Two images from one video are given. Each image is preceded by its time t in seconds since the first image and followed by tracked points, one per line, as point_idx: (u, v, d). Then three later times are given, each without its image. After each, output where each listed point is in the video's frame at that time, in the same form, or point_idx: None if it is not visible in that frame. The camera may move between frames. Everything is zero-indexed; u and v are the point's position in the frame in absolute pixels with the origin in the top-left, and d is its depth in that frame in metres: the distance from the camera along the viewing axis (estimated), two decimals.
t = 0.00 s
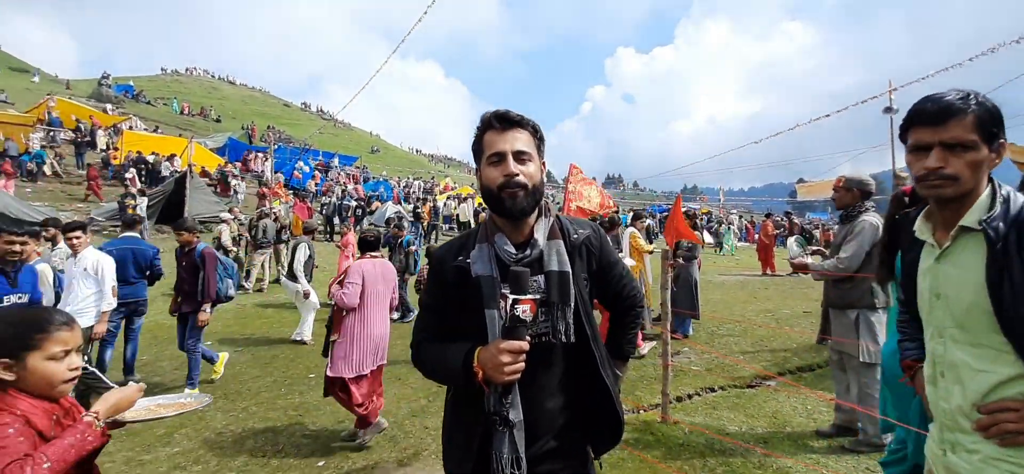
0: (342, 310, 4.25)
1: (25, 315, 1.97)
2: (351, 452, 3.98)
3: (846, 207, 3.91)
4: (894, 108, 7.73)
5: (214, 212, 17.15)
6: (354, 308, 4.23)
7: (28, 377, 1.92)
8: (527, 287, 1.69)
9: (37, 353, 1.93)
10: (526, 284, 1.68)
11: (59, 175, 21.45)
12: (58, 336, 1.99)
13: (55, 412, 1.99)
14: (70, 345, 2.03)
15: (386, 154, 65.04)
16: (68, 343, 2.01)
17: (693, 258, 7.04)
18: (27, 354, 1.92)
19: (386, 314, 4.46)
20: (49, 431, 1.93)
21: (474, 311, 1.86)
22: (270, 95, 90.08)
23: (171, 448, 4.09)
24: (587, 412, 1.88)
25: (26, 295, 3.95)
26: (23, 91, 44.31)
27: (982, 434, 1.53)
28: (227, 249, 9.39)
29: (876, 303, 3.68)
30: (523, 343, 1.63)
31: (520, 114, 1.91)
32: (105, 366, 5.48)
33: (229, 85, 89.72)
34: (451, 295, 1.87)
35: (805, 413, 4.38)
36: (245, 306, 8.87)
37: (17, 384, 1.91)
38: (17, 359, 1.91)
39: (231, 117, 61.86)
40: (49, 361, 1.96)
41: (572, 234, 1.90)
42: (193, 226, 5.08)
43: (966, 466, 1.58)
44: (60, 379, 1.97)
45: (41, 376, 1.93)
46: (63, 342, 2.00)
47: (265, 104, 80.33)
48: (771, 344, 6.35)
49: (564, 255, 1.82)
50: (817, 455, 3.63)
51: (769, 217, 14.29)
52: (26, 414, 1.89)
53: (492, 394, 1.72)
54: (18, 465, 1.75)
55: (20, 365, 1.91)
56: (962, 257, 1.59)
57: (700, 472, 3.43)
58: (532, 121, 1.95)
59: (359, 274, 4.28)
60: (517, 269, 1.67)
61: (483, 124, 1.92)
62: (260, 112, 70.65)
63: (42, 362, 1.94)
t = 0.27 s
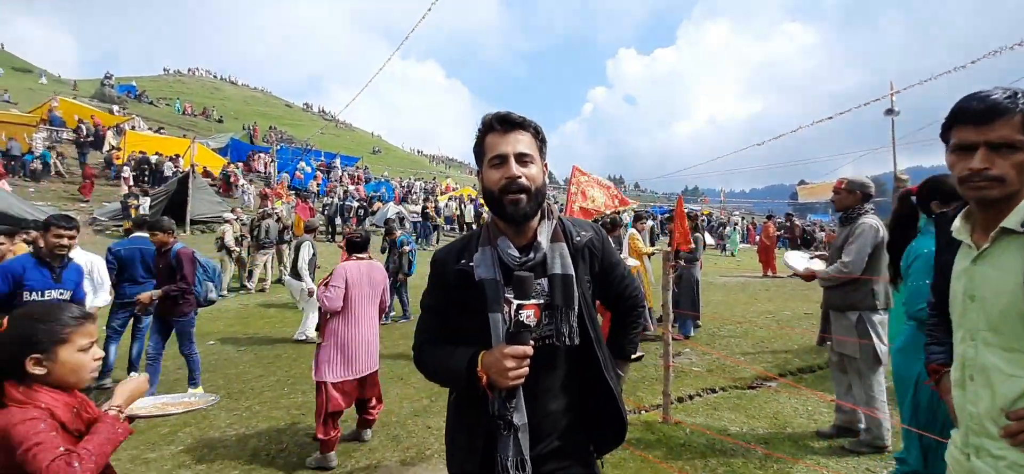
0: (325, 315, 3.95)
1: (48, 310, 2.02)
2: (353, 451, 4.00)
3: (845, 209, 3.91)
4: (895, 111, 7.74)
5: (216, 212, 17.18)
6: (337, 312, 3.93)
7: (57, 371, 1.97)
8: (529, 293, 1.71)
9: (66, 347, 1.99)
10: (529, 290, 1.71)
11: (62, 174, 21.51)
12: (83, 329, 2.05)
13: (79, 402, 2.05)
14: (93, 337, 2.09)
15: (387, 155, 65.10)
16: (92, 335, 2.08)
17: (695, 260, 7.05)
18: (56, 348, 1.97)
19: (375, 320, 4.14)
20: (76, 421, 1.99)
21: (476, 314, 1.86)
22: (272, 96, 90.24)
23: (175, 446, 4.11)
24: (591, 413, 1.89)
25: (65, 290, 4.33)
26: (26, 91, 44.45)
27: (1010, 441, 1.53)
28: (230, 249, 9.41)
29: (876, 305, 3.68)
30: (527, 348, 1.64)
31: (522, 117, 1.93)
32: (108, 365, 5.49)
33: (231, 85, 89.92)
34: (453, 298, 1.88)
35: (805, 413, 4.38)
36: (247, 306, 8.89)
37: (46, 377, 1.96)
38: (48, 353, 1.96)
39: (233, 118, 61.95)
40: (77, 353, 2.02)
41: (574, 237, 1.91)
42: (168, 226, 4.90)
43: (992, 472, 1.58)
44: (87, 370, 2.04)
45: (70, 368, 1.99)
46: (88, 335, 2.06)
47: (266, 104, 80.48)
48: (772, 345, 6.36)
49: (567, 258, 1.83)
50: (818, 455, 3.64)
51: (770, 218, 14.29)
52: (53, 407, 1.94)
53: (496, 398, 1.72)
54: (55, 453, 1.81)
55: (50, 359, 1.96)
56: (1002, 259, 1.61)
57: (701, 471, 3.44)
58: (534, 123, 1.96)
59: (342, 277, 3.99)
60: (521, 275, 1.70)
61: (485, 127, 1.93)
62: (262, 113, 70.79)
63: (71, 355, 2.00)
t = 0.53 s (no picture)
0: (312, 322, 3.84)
1: (72, 308, 2.06)
2: (355, 452, 4.00)
3: (846, 211, 3.91)
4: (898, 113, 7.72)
5: (217, 213, 17.21)
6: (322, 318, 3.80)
7: (87, 368, 2.03)
8: (537, 297, 1.70)
9: (95, 344, 2.06)
10: (537, 295, 1.70)
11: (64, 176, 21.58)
12: (108, 326, 2.12)
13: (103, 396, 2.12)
14: (116, 333, 2.16)
15: (388, 157, 65.16)
16: (116, 332, 2.15)
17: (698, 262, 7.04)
18: (85, 346, 2.03)
19: (364, 325, 4.01)
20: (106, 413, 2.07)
21: (482, 319, 1.86)
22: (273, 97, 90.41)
23: (179, 447, 4.12)
24: (596, 421, 1.89)
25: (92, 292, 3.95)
26: (28, 92, 44.59)
27: None
28: (232, 250, 9.42)
29: (876, 308, 3.67)
30: (533, 354, 1.62)
31: (533, 121, 1.92)
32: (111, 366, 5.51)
33: (233, 87, 90.20)
34: (459, 301, 1.88)
35: (806, 416, 4.38)
36: (248, 307, 8.90)
37: (77, 373, 2.02)
38: (77, 351, 2.02)
39: (234, 119, 62.05)
40: (105, 347, 2.09)
41: (583, 243, 1.90)
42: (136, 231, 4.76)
43: None
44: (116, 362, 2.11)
45: (100, 363, 2.06)
46: (112, 331, 2.13)
47: (268, 106, 80.61)
48: (773, 347, 6.34)
49: (575, 265, 1.82)
50: (818, 457, 3.64)
51: (771, 220, 14.29)
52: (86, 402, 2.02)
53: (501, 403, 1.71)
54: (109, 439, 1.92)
55: (80, 357, 2.02)
56: None
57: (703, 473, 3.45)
58: (546, 127, 1.95)
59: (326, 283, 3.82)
60: (528, 280, 1.68)
61: (497, 129, 1.92)
62: (263, 114, 70.92)
63: (100, 351, 2.07)
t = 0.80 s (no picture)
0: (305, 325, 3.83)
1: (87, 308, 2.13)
2: (355, 454, 4.01)
3: (847, 215, 3.93)
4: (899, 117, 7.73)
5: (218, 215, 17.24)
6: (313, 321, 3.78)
7: (109, 363, 2.11)
8: (547, 300, 1.66)
9: (116, 339, 2.14)
10: (547, 297, 1.66)
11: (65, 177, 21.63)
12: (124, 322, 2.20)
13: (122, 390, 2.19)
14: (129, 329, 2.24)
15: (389, 159, 65.21)
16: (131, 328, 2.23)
17: (700, 265, 7.04)
18: (106, 342, 2.10)
19: (358, 328, 4.01)
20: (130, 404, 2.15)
21: (491, 320, 1.84)
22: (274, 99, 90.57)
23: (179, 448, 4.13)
24: (606, 429, 1.86)
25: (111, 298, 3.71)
26: (30, 93, 44.69)
27: None
28: (233, 252, 9.44)
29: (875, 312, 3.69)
30: (540, 358, 1.62)
31: (553, 120, 1.89)
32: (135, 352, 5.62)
33: (234, 88, 90.41)
34: (468, 302, 1.86)
35: (805, 419, 4.37)
36: (248, 309, 8.91)
37: (101, 368, 2.09)
38: (101, 347, 2.09)
39: (235, 121, 62.16)
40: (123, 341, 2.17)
41: (597, 247, 1.88)
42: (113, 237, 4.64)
43: None
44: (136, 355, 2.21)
45: (120, 357, 2.14)
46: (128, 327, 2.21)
47: (269, 107, 80.73)
48: (772, 351, 6.35)
49: (587, 269, 1.80)
50: (817, 460, 3.64)
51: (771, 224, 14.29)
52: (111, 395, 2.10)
53: (506, 407, 1.70)
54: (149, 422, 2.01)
55: (103, 353, 2.09)
56: None
57: None
58: (565, 128, 1.92)
59: (309, 298, 3.75)
60: (539, 281, 1.65)
61: (516, 127, 1.90)
62: (264, 116, 71.02)
63: (120, 346, 2.15)
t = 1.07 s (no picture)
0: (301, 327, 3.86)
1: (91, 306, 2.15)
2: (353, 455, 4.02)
3: (844, 220, 3.94)
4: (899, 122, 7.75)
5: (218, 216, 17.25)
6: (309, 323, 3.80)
7: (115, 358, 2.13)
8: (554, 301, 1.71)
9: (122, 335, 2.16)
10: (555, 298, 1.70)
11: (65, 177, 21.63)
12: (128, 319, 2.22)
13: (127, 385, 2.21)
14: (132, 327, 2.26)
15: (388, 161, 65.26)
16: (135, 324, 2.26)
17: (700, 269, 7.03)
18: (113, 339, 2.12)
19: (358, 330, 4.02)
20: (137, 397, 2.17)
21: (498, 321, 1.81)
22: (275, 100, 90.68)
23: (177, 448, 4.13)
24: (613, 434, 1.84)
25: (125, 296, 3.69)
26: (31, 93, 44.72)
27: None
28: (232, 253, 9.44)
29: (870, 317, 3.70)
30: (548, 359, 1.61)
31: (563, 123, 1.86)
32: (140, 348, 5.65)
33: (235, 89, 90.53)
34: (474, 303, 1.83)
35: (799, 422, 4.38)
36: (247, 310, 8.91)
37: (106, 365, 2.11)
38: (106, 345, 2.11)
39: (235, 121, 62.20)
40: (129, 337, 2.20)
41: (607, 250, 1.85)
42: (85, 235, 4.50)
43: None
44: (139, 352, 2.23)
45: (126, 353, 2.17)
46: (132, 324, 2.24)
47: (269, 108, 80.80)
48: (769, 354, 6.35)
49: (597, 273, 1.79)
50: (810, 463, 3.65)
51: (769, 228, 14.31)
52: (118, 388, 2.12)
53: (512, 410, 1.69)
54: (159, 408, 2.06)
55: (109, 349, 2.11)
56: None
57: None
58: (576, 130, 1.89)
59: (307, 309, 3.75)
60: (547, 283, 1.69)
61: (526, 129, 1.87)
62: (265, 117, 71.09)
63: (126, 342, 2.17)
